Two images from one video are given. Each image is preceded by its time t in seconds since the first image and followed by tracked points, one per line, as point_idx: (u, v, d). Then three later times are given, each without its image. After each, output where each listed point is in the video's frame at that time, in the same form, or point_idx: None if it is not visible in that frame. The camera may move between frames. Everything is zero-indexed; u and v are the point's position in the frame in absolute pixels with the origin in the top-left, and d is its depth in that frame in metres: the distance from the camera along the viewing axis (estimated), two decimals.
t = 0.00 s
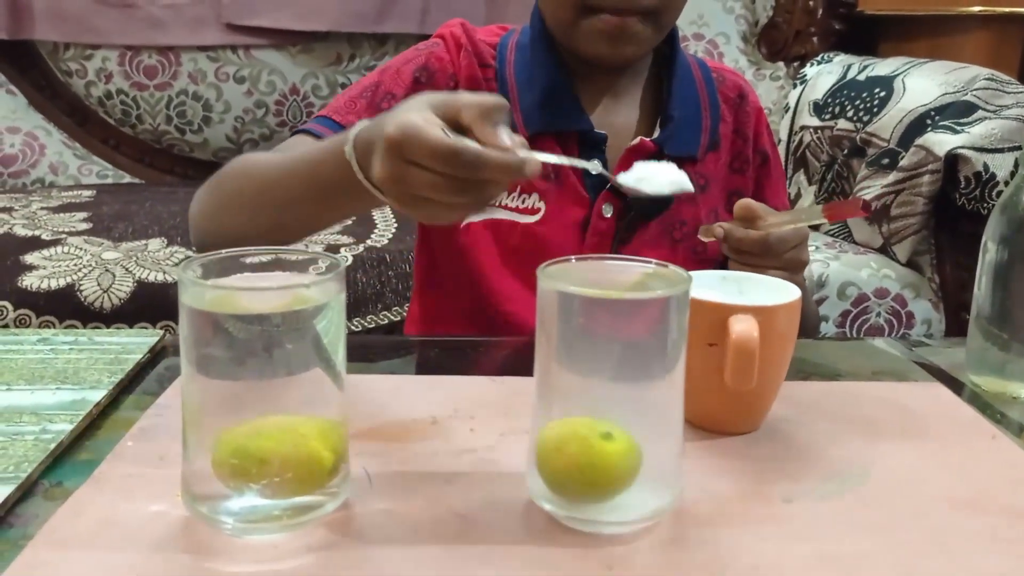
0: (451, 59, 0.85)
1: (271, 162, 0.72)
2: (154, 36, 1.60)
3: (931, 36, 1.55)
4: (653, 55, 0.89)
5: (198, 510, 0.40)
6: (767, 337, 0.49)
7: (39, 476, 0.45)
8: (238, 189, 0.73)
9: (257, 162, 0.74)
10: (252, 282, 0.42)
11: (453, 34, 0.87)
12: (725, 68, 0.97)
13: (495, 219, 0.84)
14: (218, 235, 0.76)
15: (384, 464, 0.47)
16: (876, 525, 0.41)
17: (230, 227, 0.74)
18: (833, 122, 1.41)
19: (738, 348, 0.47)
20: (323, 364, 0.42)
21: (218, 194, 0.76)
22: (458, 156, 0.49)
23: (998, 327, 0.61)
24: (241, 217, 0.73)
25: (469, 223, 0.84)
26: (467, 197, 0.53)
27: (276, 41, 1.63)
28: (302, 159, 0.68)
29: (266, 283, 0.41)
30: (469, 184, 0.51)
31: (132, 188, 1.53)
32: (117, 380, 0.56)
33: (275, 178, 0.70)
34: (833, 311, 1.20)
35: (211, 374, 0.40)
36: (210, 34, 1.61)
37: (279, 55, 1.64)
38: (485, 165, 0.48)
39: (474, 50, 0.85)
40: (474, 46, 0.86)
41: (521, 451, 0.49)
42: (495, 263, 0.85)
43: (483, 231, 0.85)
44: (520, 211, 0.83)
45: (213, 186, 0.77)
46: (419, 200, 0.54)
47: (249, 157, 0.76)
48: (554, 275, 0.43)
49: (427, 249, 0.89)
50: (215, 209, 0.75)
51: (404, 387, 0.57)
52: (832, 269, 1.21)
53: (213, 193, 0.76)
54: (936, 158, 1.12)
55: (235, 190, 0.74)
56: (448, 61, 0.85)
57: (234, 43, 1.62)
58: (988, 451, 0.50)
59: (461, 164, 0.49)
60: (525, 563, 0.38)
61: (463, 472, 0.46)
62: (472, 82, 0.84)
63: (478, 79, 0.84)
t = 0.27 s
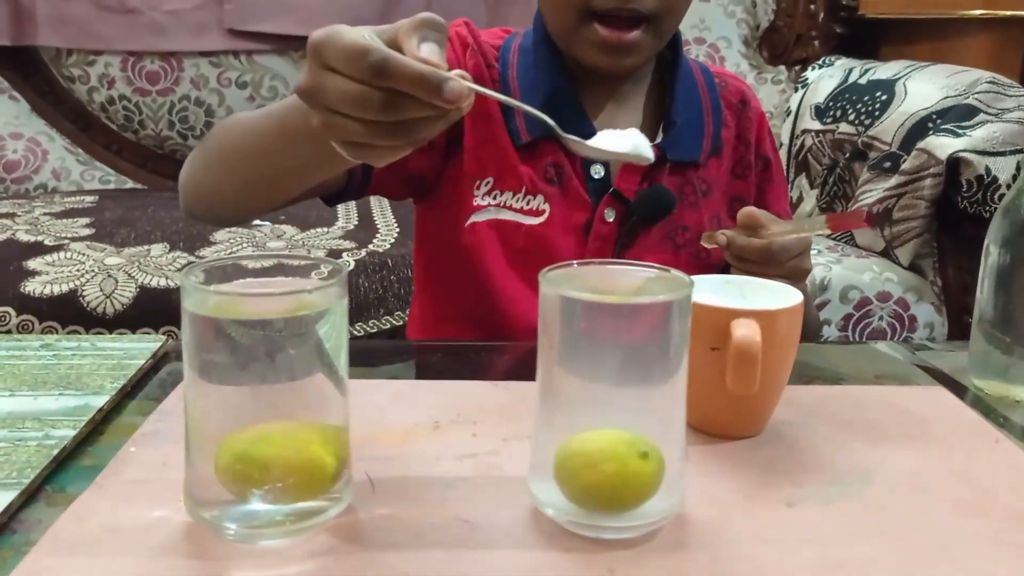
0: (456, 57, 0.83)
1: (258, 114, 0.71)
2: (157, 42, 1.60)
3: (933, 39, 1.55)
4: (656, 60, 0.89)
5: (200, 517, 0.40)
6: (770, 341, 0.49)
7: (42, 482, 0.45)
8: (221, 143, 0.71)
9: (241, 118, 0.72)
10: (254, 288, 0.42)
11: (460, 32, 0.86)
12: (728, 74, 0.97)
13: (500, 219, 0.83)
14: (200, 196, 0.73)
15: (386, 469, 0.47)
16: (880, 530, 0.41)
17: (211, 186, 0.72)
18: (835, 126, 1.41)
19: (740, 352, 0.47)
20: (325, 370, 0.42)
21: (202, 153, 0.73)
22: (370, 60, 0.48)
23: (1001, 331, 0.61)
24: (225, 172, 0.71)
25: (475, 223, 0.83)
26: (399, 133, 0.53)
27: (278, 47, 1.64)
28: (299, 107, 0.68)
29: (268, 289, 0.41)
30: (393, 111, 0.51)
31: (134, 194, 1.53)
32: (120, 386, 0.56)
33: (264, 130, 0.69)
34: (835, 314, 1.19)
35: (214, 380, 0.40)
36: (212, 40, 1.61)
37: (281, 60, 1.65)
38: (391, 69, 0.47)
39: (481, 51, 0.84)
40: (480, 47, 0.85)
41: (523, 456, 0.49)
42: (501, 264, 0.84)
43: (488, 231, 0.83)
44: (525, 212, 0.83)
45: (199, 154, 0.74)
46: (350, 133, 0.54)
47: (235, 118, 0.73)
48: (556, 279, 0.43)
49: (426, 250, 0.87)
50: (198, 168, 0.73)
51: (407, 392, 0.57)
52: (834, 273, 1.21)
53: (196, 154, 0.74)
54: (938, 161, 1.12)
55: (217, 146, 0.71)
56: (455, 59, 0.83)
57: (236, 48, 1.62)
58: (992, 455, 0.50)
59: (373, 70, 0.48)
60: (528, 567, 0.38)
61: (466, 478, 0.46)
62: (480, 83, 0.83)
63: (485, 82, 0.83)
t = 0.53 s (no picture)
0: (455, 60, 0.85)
1: (270, 143, 0.71)
2: (158, 45, 1.60)
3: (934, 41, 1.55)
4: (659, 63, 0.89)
5: (202, 518, 0.40)
6: (772, 343, 0.49)
7: (43, 485, 0.45)
8: (226, 161, 0.72)
9: (254, 143, 0.72)
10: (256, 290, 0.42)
11: (459, 39, 0.87)
12: (729, 77, 0.97)
13: (503, 225, 0.84)
14: (193, 208, 0.73)
15: (388, 472, 0.47)
16: (882, 532, 0.41)
17: (206, 200, 0.72)
18: (836, 128, 1.41)
19: (742, 355, 0.47)
20: (327, 372, 0.42)
21: (206, 163, 0.74)
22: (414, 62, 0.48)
23: (1003, 333, 0.61)
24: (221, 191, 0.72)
25: (475, 229, 0.83)
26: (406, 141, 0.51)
27: (279, 49, 1.64)
28: (308, 151, 0.68)
29: (271, 292, 0.41)
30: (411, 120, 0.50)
31: (136, 196, 1.54)
32: (122, 389, 0.56)
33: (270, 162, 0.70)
34: (837, 316, 1.19)
35: (216, 382, 0.40)
36: (213, 43, 1.61)
37: (282, 63, 1.65)
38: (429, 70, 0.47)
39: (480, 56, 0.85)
40: (481, 52, 0.86)
41: (525, 458, 0.49)
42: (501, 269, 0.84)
43: (490, 237, 0.84)
44: (527, 217, 0.83)
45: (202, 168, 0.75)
46: (359, 127, 0.53)
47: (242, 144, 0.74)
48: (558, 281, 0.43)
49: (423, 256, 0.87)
50: (199, 177, 0.74)
51: (409, 394, 0.57)
52: (835, 275, 1.21)
53: (201, 163, 0.74)
54: (940, 163, 1.12)
55: (222, 163, 0.72)
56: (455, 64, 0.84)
57: (238, 51, 1.62)
58: (994, 457, 0.50)
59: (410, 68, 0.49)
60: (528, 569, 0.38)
61: (468, 480, 0.46)
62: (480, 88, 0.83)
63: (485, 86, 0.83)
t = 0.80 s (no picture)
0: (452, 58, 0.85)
1: (269, 136, 0.71)
2: (158, 45, 1.60)
3: (935, 41, 1.55)
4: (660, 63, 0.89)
5: (202, 519, 0.40)
6: (772, 343, 0.49)
7: (43, 485, 0.45)
8: (224, 154, 0.72)
9: (251, 136, 0.72)
10: (255, 289, 0.42)
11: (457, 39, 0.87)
12: (730, 77, 0.97)
13: (503, 225, 0.83)
14: (189, 201, 0.73)
15: (387, 472, 0.46)
16: (883, 532, 0.41)
17: (203, 193, 0.72)
18: (837, 128, 1.41)
19: (743, 355, 0.47)
20: (327, 372, 0.42)
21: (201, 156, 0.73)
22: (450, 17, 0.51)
23: (1003, 333, 0.61)
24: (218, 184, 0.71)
25: (475, 228, 0.83)
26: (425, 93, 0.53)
27: (279, 49, 1.64)
28: (308, 141, 0.68)
29: (271, 291, 0.41)
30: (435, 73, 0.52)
31: (136, 196, 1.53)
32: (121, 389, 0.56)
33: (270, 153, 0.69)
34: (837, 316, 1.19)
35: (215, 382, 0.40)
36: (214, 43, 1.61)
37: (282, 63, 1.65)
38: (466, 23, 0.50)
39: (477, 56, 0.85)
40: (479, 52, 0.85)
41: (525, 458, 0.49)
42: (501, 269, 0.84)
43: (490, 237, 0.83)
44: (527, 217, 0.83)
45: (198, 157, 0.74)
46: (380, 75, 0.54)
47: (238, 134, 0.73)
48: (559, 281, 0.43)
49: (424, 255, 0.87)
50: (194, 170, 0.73)
51: (409, 394, 0.57)
52: (835, 275, 1.21)
53: (196, 155, 0.74)
54: (940, 163, 1.12)
55: (219, 156, 0.72)
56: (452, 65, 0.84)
57: (237, 51, 1.62)
58: (995, 457, 0.49)
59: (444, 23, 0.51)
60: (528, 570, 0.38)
61: (468, 480, 0.46)
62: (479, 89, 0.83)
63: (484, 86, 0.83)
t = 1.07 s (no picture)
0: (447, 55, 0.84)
1: (268, 146, 0.71)
2: (158, 45, 1.60)
3: (934, 41, 1.55)
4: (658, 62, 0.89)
5: (200, 519, 0.40)
6: (771, 344, 0.49)
7: (41, 485, 0.45)
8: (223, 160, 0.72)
9: (250, 144, 0.72)
10: (253, 289, 0.42)
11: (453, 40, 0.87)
12: (729, 77, 0.96)
13: (500, 226, 0.83)
14: (191, 211, 0.73)
15: (387, 472, 0.46)
16: (882, 532, 0.41)
17: (202, 198, 0.72)
18: (836, 128, 1.40)
19: (741, 357, 0.47)
20: (325, 372, 0.42)
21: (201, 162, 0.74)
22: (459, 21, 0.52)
23: (1003, 333, 0.61)
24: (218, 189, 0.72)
25: (473, 229, 0.83)
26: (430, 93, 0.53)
27: (278, 49, 1.64)
28: (308, 148, 0.68)
29: (268, 291, 0.41)
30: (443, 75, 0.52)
31: (135, 197, 1.53)
32: (120, 389, 0.56)
33: (269, 160, 0.69)
34: (837, 316, 1.19)
35: (213, 382, 0.40)
36: (213, 43, 1.61)
37: (282, 63, 1.65)
38: (474, 27, 0.51)
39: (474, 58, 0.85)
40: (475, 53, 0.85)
41: (524, 458, 0.49)
42: (499, 270, 0.84)
43: (488, 238, 0.83)
44: (525, 218, 0.83)
45: (196, 166, 0.74)
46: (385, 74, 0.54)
47: (235, 143, 0.73)
48: (558, 281, 0.43)
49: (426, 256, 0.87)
50: (194, 176, 0.73)
51: (408, 394, 0.57)
52: (835, 275, 1.21)
53: (195, 161, 0.74)
54: (940, 164, 1.12)
55: (219, 162, 0.72)
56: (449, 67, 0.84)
57: (237, 51, 1.62)
58: (994, 457, 0.49)
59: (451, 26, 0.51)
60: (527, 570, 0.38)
61: (467, 480, 0.46)
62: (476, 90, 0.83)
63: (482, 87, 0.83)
